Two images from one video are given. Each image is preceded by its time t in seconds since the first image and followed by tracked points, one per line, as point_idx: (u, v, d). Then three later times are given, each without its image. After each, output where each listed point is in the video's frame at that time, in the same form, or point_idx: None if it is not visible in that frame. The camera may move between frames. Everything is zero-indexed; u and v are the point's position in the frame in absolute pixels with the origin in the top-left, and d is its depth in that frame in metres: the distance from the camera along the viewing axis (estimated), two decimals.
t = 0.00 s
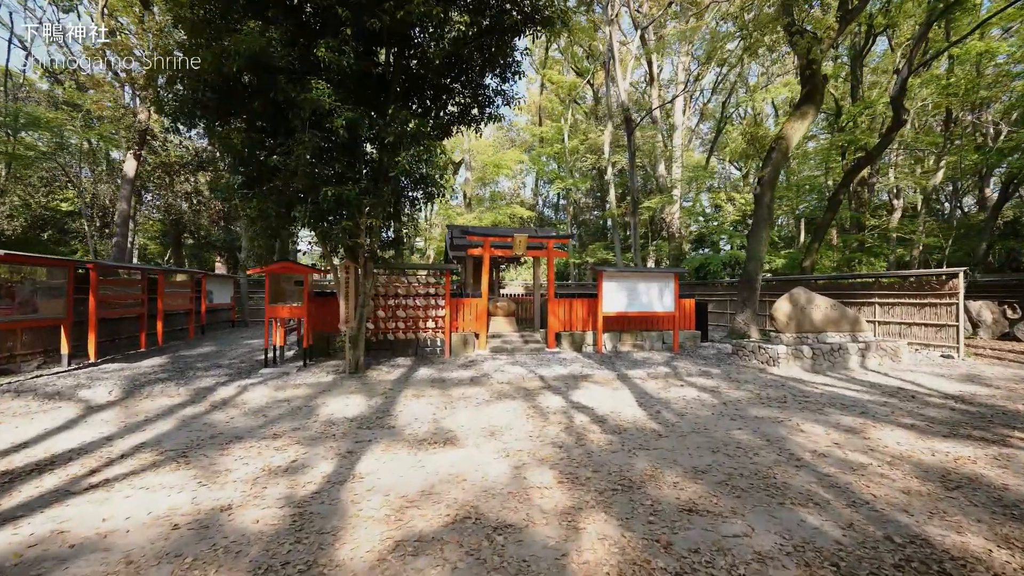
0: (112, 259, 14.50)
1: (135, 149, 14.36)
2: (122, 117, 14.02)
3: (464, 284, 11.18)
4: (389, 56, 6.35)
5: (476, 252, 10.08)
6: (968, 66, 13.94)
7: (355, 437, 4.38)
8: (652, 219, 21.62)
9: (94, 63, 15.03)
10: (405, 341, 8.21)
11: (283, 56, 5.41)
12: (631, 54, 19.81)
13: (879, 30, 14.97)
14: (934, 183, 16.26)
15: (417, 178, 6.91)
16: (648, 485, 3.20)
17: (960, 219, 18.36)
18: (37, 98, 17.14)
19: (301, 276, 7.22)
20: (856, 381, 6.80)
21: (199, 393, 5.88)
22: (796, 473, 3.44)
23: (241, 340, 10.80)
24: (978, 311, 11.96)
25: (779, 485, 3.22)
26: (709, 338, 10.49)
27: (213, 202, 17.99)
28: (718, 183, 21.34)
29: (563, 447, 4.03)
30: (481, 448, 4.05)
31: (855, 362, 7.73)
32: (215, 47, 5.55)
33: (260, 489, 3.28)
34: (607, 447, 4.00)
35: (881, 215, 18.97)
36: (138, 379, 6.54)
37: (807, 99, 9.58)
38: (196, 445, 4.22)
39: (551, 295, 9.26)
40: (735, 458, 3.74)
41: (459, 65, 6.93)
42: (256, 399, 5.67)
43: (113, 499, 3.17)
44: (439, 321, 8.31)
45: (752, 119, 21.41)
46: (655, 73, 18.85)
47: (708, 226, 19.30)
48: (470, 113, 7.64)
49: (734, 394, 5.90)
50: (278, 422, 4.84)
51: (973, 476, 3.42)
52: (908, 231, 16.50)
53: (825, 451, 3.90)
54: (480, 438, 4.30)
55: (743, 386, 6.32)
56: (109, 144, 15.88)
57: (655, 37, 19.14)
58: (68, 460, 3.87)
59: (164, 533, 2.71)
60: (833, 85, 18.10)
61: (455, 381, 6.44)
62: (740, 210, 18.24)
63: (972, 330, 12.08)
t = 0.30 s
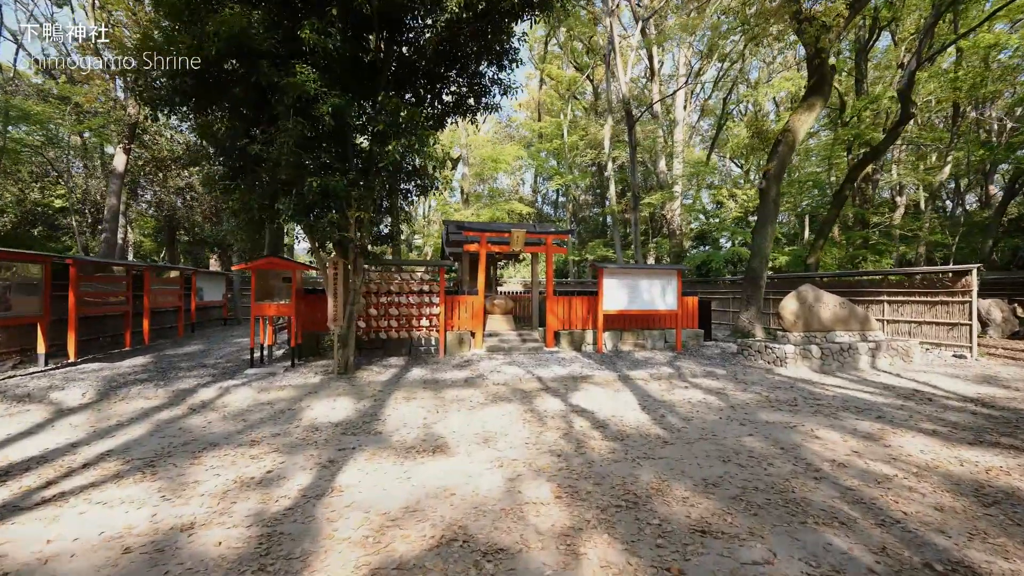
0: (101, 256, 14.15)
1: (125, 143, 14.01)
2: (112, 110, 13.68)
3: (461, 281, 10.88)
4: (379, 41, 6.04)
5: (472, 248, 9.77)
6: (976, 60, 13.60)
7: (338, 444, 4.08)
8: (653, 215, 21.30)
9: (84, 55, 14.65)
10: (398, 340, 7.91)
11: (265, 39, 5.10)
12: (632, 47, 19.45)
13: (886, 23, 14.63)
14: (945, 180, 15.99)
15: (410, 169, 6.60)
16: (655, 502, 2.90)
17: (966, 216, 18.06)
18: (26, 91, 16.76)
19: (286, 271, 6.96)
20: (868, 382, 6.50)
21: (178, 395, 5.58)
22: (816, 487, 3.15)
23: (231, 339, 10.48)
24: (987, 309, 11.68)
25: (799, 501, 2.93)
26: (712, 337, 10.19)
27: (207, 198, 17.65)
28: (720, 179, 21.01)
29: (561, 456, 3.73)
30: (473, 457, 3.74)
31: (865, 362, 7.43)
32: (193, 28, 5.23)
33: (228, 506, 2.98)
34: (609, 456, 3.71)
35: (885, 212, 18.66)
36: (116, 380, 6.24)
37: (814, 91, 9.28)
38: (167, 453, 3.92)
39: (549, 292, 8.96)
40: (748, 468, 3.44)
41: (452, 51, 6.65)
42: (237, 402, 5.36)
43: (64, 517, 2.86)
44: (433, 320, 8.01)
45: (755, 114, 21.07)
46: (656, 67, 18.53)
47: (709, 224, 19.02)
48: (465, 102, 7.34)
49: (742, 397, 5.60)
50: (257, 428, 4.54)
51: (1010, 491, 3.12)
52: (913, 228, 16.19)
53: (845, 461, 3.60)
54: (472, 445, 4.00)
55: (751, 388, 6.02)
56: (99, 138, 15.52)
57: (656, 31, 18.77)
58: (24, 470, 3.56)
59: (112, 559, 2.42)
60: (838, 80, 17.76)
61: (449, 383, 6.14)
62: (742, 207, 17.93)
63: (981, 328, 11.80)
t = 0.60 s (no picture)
0: (90, 253, 13.85)
1: (114, 137, 13.67)
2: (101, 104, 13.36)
3: (457, 279, 10.58)
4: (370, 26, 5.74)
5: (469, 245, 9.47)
6: (985, 53, 13.27)
7: (319, 455, 3.79)
8: (653, 212, 20.99)
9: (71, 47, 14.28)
10: (391, 340, 7.62)
11: (245, 21, 4.79)
12: (632, 42, 19.10)
13: (893, 15, 14.30)
14: (952, 175, 15.64)
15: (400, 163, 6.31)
16: (663, 525, 2.61)
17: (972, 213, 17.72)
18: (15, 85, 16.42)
19: (274, 268, 6.66)
20: (880, 385, 6.23)
21: (156, 400, 5.28)
22: (839, 506, 2.86)
23: (221, 338, 10.18)
24: (996, 309, 11.39)
25: (822, 524, 2.64)
26: (715, 336, 9.89)
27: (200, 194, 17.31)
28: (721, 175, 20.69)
29: (559, 469, 3.44)
30: (464, 470, 3.46)
31: (875, 364, 7.15)
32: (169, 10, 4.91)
33: (190, 529, 2.69)
34: (610, 470, 3.42)
35: (890, 209, 18.34)
36: (93, 383, 5.96)
37: (822, 83, 8.98)
38: (133, 465, 3.63)
39: (548, 291, 8.67)
40: (763, 484, 3.16)
41: (446, 39, 6.35)
42: (217, 407, 5.07)
43: (6, 541, 2.57)
44: (427, 319, 7.72)
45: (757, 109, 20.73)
46: (656, 62, 18.19)
47: (710, 221, 18.72)
48: (460, 93, 7.04)
49: (750, 402, 5.31)
50: (236, 436, 4.25)
51: None
52: (919, 225, 15.89)
53: (867, 475, 3.31)
54: (463, 457, 3.71)
55: (759, 392, 5.74)
56: (88, 133, 15.18)
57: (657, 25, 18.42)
58: None
59: None
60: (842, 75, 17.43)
61: (442, 386, 5.85)
62: (744, 203, 17.61)
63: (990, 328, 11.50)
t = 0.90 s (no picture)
0: (80, 249, 13.55)
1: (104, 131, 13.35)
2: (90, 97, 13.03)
3: (454, 276, 10.30)
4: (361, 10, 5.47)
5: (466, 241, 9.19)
6: (995, 46, 12.94)
7: (301, 465, 3.51)
8: (654, 209, 20.68)
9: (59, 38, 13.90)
10: (385, 340, 7.36)
11: None
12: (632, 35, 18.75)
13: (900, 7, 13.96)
14: (960, 171, 15.33)
15: (392, 155, 6.06)
16: (675, 548, 2.35)
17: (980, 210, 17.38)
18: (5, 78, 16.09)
19: (261, 264, 6.39)
20: (894, 387, 5.96)
21: (134, 403, 5.00)
22: (869, 526, 2.59)
23: (212, 337, 9.90)
24: (1008, 307, 11.10)
25: (852, 548, 2.37)
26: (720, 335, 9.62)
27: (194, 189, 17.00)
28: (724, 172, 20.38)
29: (559, 481, 3.17)
30: (456, 482, 3.19)
31: (888, 365, 6.88)
32: None
33: (148, 552, 2.42)
34: (616, 481, 3.14)
35: (895, 206, 18.02)
36: (71, 384, 5.68)
37: (830, 74, 8.72)
38: (99, 476, 3.35)
39: (548, 288, 8.40)
40: (782, 499, 2.89)
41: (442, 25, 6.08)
42: (198, 411, 4.80)
43: None
44: (422, 318, 7.44)
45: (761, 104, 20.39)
46: (658, 56, 17.84)
47: (712, 218, 18.42)
48: (456, 82, 6.77)
49: (761, 405, 5.04)
50: (214, 443, 3.97)
51: None
52: (926, 222, 15.58)
53: (894, 488, 3.05)
54: (456, 466, 3.44)
55: (769, 395, 5.46)
56: (79, 127, 14.86)
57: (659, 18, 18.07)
58: None
59: None
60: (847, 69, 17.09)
61: (436, 388, 5.58)
62: (747, 200, 17.30)
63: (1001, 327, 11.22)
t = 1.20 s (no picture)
0: (71, 247, 13.28)
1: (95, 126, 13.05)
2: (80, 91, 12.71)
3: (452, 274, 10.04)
4: None
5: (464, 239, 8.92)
6: (1006, 39, 12.63)
7: (281, 479, 3.24)
8: (656, 206, 20.37)
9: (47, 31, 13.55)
10: (379, 340, 7.10)
11: None
12: (635, 30, 18.42)
13: None
14: (969, 167, 15.02)
15: (387, 147, 5.77)
16: None
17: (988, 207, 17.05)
18: None
19: (248, 261, 6.12)
20: (910, 390, 5.69)
21: (112, 409, 4.74)
22: (907, 553, 2.32)
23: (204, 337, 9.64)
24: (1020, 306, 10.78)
25: None
26: (725, 335, 9.34)
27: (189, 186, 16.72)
28: (726, 168, 20.08)
29: (561, 498, 2.90)
30: (448, 499, 2.93)
31: (902, 366, 6.61)
32: None
33: None
34: (622, 498, 2.88)
35: (902, 203, 17.71)
36: (48, 387, 5.42)
37: (841, 65, 8.44)
38: (62, 490, 3.10)
39: (548, 287, 8.13)
40: (805, 519, 2.63)
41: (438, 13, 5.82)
42: (178, 417, 4.54)
43: None
44: (418, 317, 7.18)
45: (764, 100, 20.07)
46: (660, 51, 17.53)
47: (714, 216, 18.16)
48: (453, 72, 6.49)
49: (773, 411, 4.77)
50: (191, 453, 3.72)
51: None
52: (933, 220, 15.29)
53: (927, 506, 2.77)
54: (449, 481, 3.17)
55: (780, 399, 5.19)
56: (70, 122, 14.54)
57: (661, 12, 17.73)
58: None
59: None
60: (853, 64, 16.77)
61: (431, 391, 5.32)
62: (751, 197, 17.00)
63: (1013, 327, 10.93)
